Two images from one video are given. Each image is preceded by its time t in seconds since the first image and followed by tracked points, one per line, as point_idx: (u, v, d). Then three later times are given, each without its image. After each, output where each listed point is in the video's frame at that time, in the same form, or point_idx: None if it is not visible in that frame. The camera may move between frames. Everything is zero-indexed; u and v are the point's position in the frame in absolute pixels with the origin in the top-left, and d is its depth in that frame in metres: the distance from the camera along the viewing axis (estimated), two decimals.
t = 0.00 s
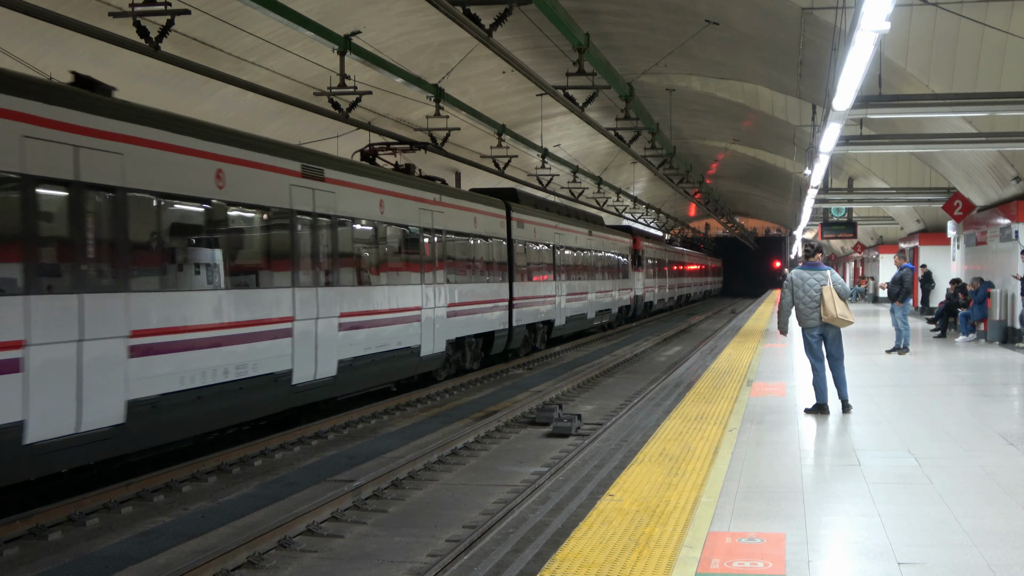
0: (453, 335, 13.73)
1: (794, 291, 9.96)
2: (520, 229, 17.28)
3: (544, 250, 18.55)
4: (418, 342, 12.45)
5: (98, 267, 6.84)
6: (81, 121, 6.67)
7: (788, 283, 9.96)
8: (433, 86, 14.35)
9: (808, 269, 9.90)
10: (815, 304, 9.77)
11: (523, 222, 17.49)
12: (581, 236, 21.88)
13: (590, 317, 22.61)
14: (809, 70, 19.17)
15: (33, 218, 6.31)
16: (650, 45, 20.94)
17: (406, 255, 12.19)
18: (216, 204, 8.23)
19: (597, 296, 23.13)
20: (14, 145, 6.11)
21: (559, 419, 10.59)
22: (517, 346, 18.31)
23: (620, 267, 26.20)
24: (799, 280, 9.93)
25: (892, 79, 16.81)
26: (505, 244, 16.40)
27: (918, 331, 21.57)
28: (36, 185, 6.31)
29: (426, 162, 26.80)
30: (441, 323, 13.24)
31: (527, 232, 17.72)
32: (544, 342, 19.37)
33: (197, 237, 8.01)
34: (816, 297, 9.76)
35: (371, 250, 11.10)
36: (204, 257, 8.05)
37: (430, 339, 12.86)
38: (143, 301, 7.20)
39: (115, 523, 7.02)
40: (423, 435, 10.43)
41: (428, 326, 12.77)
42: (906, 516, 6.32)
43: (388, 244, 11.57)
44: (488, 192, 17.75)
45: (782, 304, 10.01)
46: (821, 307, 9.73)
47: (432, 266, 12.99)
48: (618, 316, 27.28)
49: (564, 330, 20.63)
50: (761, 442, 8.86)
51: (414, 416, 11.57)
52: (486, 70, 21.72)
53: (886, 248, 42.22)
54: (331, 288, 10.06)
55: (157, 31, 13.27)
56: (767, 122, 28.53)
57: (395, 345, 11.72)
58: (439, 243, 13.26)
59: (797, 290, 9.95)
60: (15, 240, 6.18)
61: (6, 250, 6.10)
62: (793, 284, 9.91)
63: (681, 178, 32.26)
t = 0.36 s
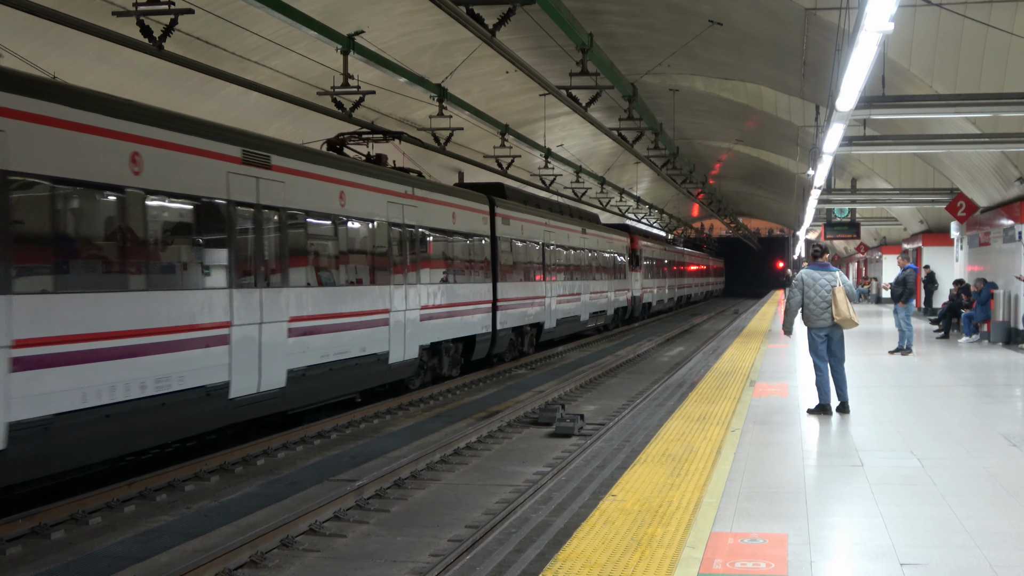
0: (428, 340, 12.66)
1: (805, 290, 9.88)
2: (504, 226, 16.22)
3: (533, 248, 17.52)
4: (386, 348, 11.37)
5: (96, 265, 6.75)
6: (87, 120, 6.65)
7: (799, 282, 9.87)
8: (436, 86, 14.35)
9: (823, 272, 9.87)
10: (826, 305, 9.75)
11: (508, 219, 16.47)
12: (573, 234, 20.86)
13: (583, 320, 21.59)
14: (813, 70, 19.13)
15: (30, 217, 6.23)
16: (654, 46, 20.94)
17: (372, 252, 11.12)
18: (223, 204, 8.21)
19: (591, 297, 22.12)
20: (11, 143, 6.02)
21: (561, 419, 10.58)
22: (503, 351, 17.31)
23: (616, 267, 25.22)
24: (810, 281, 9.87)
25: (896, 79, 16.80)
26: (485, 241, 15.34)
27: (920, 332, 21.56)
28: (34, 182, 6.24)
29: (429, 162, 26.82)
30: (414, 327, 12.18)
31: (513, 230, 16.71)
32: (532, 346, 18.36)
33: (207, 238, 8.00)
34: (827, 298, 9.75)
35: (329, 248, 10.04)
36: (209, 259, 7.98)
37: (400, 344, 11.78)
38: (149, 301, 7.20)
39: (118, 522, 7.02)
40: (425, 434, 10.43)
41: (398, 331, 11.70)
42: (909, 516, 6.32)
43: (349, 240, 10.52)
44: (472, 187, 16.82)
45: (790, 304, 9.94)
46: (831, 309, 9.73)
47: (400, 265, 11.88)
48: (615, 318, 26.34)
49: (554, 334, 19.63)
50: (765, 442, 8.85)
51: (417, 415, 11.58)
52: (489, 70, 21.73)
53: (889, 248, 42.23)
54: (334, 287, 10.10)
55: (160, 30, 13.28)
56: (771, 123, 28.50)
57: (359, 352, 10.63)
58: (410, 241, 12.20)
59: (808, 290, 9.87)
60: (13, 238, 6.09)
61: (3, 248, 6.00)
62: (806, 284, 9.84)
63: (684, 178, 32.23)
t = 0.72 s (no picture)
0: (398, 345, 11.57)
1: (822, 291, 9.81)
2: (489, 222, 15.11)
3: (521, 246, 16.42)
4: (349, 354, 10.30)
5: (99, 264, 6.74)
6: (89, 119, 6.66)
7: (817, 281, 9.78)
8: (440, 85, 14.33)
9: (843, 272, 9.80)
10: (842, 308, 9.76)
11: (494, 215, 15.33)
12: (565, 231, 19.74)
13: (576, 321, 20.50)
14: (816, 70, 19.10)
15: (31, 214, 6.22)
16: (657, 45, 20.93)
17: (332, 250, 10.05)
18: (226, 204, 8.22)
19: (585, 298, 21.08)
20: (12, 142, 6.02)
21: (564, 418, 10.57)
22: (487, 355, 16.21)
23: (612, 266, 24.19)
24: (827, 281, 9.80)
25: (899, 79, 16.79)
26: (467, 237, 14.20)
27: (924, 332, 21.53)
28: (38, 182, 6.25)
29: (432, 161, 26.83)
30: (381, 332, 11.09)
31: (499, 227, 15.57)
32: (520, 351, 17.30)
33: (210, 237, 8.01)
34: (843, 300, 9.75)
35: (277, 244, 9.02)
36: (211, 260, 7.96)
37: (366, 350, 10.71)
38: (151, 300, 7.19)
39: (121, 521, 7.03)
40: (428, 434, 10.43)
41: (363, 335, 10.61)
42: (912, 516, 6.32)
43: (303, 235, 9.47)
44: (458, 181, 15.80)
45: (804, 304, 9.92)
46: (848, 312, 9.75)
47: (366, 262, 10.81)
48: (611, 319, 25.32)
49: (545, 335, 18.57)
50: (769, 442, 8.84)
51: (420, 415, 11.56)
52: (493, 69, 21.73)
53: (892, 248, 42.21)
54: (338, 287, 10.10)
55: (164, 29, 13.29)
56: (774, 122, 28.46)
57: (316, 360, 9.56)
58: (379, 237, 11.13)
59: (826, 290, 9.82)
60: (15, 237, 6.09)
61: (3, 246, 6.00)
62: (825, 284, 9.77)
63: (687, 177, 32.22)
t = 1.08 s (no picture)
0: (363, 351, 10.56)
1: (841, 290, 9.80)
2: (470, 218, 14.17)
3: (505, 243, 15.44)
4: (305, 362, 9.29)
5: (100, 264, 6.77)
6: (92, 119, 6.69)
7: (838, 280, 9.77)
8: (442, 84, 14.32)
9: (859, 272, 9.84)
10: (860, 307, 9.77)
11: (474, 209, 14.37)
12: (556, 227, 18.78)
13: (567, 323, 19.48)
14: (819, 68, 19.09)
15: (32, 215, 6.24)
16: (659, 44, 20.93)
17: (283, 246, 9.05)
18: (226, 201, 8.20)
19: (578, 298, 20.13)
20: (14, 143, 6.05)
21: (567, 417, 10.57)
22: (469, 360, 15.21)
23: (607, 264, 23.18)
24: (846, 281, 9.82)
25: (902, 78, 16.79)
26: (444, 232, 13.22)
27: (927, 331, 21.51)
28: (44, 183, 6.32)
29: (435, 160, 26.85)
30: (346, 336, 10.15)
31: (480, 222, 14.59)
32: (506, 355, 16.30)
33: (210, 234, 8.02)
34: (860, 300, 9.77)
35: (214, 240, 8.05)
36: (206, 256, 7.92)
37: (326, 357, 9.71)
38: (156, 298, 7.23)
39: (124, 520, 7.02)
40: (431, 433, 10.43)
41: (321, 340, 9.62)
42: (915, 515, 6.31)
43: (248, 230, 8.54)
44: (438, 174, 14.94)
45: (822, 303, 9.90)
46: (865, 311, 9.80)
47: (328, 261, 9.87)
48: (608, 318, 24.33)
49: (534, 337, 17.59)
50: (772, 441, 8.82)
51: (422, 414, 11.55)
52: (495, 68, 21.74)
53: (895, 247, 42.19)
54: (341, 285, 10.08)
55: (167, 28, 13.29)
56: (778, 121, 28.44)
57: (262, 369, 8.56)
58: (344, 233, 10.19)
59: (845, 290, 9.81)
60: (16, 238, 6.12)
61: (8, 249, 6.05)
62: (845, 283, 9.76)
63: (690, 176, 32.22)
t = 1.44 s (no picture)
0: (320, 358, 9.62)
1: (850, 287, 9.77)
2: (446, 212, 13.21)
3: (488, 240, 14.57)
4: (249, 371, 8.36)
5: (105, 262, 6.79)
6: (100, 119, 6.70)
7: (846, 277, 9.74)
8: (443, 83, 14.31)
9: (867, 269, 9.83)
10: (865, 304, 9.76)
11: (453, 203, 13.47)
12: (544, 223, 17.85)
13: (557, 324, 18.62)
14: (820, 66, 19.09)
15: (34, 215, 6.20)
16: (660, 42, 20.92)
17: (221, 242, 8.14)
18: (228, 201, 8.20)
19: (569, 298, 19.26)
20: (18, 141, 6.04)
21: (569, 415, 10.57)
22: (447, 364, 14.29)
23: (600, 261, 22.36)
24: (855, 277, 9.79)
25: (903, 74, 16.79)
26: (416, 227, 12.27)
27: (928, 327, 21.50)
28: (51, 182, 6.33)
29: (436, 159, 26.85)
30: (299, 342, 9.21)
31: (460, 217, 13.69)
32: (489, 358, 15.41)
33: (214, 233, 8.04)
34: (866, 297, 9.76)
35: (133, 233, 7.13)
36: (222, 254, 8.10)
37: (276, 364, 8.80)
38: (161, 298, 7.26)
39: (126, 519, 7.03)
40: (433, 431, 10.42)
41: (270, 346, 8.70)
42: (917, 512, 6.31)
43: (179, 225, 7.62)
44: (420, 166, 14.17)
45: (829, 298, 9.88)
46: (870, 308, 9.79)
47: (277, 259, 8.93)
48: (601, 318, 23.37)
49: (521, 339, 16.73)
50: (773, 438, 8.84)
51: (424, 412, 11.56)
52: (496, 66, 21.74)
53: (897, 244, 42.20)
54: (340, 283, 10.12)
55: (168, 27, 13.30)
56: (779, 118, 28.44)
57: (195, 380, 7.61)
58: (293, 230, 9.23)
59: (853, 287, 9.79)
60: (20, 238, 6.10)
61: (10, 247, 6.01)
62: (854, 280, 9.73)
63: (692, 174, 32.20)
